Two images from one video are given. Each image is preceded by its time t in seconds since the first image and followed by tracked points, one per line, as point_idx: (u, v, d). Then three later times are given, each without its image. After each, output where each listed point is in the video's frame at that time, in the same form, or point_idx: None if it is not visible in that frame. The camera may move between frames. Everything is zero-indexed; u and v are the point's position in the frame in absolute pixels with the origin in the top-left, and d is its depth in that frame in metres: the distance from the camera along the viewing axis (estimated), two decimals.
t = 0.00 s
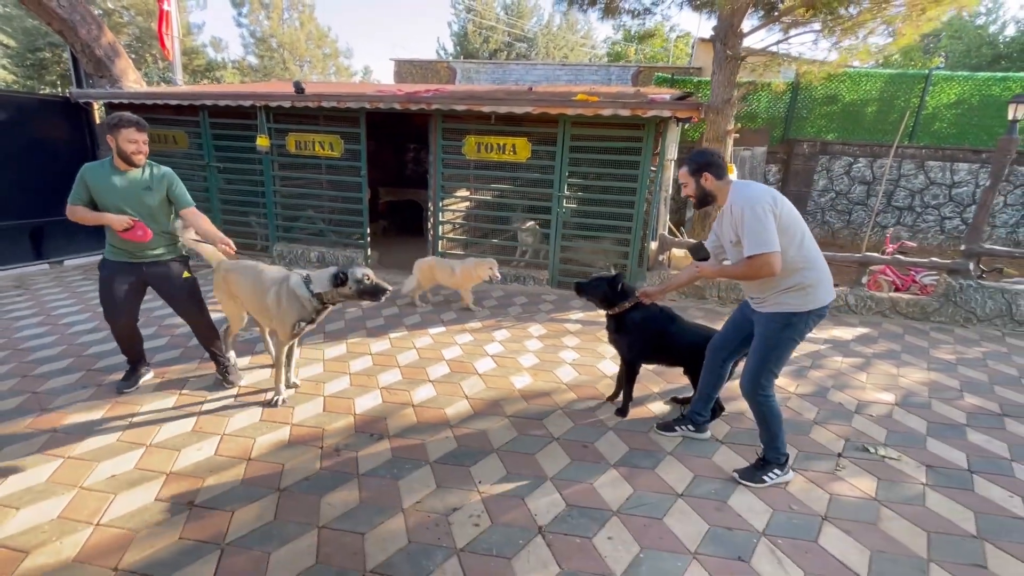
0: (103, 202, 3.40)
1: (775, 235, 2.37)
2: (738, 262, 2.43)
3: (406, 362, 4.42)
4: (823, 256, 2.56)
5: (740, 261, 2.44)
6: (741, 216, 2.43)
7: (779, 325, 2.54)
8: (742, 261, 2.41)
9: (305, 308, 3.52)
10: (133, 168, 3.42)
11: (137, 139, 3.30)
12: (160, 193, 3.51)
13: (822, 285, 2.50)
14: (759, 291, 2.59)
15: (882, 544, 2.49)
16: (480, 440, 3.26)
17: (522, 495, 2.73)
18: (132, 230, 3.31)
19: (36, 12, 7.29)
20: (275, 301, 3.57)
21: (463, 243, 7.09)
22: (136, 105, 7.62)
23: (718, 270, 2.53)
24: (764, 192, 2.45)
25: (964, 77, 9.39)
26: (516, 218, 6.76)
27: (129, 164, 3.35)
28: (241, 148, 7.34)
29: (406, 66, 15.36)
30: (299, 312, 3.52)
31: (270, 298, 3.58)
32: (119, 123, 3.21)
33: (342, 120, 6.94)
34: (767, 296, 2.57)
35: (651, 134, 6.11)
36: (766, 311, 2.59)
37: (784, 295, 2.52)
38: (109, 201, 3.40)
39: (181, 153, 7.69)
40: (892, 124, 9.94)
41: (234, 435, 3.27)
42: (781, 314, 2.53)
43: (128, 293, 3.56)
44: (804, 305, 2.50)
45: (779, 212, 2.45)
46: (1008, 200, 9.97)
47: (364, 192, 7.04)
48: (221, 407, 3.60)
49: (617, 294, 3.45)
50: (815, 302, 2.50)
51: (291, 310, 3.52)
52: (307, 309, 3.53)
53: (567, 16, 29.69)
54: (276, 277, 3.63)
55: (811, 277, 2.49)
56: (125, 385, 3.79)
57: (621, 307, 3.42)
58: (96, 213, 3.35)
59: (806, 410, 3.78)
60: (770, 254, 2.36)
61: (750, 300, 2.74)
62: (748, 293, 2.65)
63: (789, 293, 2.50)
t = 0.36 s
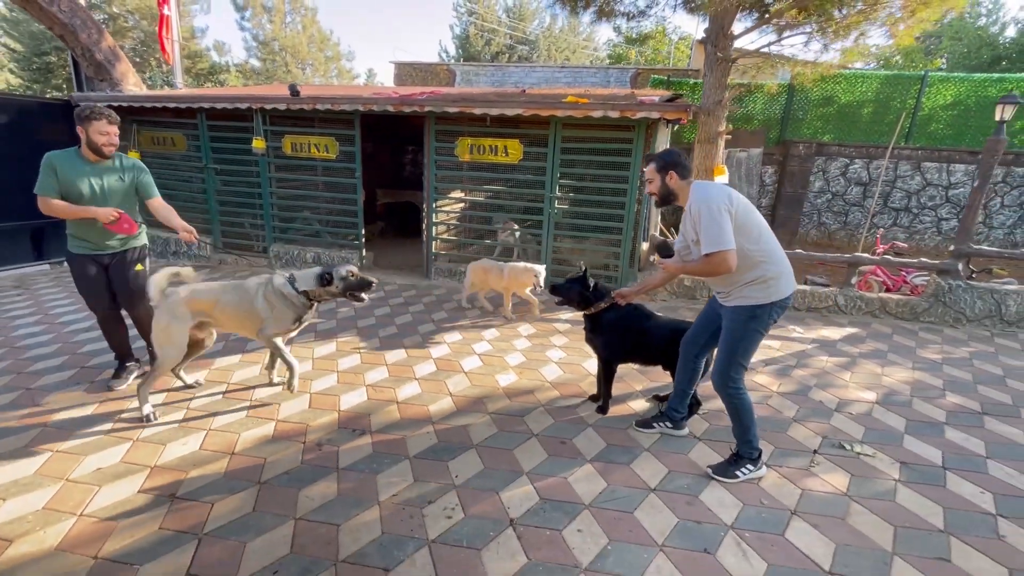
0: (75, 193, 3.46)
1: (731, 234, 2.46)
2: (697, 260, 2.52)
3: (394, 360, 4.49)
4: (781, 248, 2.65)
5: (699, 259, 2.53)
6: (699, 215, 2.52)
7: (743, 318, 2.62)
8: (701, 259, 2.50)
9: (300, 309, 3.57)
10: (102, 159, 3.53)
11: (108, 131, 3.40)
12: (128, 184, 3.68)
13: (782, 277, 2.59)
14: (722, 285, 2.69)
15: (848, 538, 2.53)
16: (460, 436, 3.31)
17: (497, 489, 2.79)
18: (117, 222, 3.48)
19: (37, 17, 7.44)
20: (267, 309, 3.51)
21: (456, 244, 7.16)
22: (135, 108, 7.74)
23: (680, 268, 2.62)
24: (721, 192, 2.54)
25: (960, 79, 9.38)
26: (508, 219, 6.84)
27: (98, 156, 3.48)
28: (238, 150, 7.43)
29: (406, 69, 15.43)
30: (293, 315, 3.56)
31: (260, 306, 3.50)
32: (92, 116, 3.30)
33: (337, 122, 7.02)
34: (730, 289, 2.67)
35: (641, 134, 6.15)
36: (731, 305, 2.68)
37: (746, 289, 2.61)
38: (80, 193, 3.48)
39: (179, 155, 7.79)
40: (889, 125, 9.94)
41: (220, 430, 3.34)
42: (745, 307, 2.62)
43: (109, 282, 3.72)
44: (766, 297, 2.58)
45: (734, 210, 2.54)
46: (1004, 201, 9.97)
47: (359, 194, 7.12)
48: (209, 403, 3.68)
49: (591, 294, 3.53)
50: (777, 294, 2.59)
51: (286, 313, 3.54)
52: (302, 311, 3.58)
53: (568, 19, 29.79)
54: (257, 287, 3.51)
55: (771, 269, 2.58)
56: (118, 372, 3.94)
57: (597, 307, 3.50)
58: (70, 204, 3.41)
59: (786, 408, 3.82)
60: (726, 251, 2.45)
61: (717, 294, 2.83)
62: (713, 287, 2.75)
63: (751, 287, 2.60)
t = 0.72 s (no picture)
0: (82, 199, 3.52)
1: (716, 234, 2.47)
2: (683, 261, 2.53)
3: (389, 359, 4.51)
4: (768, 245, 2.66)
5: (685, 260, 2.54)
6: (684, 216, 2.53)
7: (732, 316, 2.63)
8: (687, 260, 2.51)
9: (295, 310, 3.55)
10: (110, 169, 3.57)
11: (117, 144, 3.42)
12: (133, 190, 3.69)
13: (769, 273, 2.60)
14: (710, 284, 2.69)
15: (836, 535, 2.53)
16: (452, 435, 3.32)
17: (486, 487, 2.80)
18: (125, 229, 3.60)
19: (37, 18, 7.48)
20: (262, 313, 3.47)
21: (453, 244, 7.18)
22: (134, 109, 7.78)
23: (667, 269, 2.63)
24: (705, 192, 2.55)
25: (959, 78, 9.38)
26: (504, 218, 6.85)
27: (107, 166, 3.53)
28: (236, 150, 7.46)
29: (405, 70, 15.44)
30: (288, 316, 3.54)
31: (255, 311, 3.46)
32: (104, 131, 3.35)
33: (334, 123, 7.04)
34: (718, 288, 2.67)
35: (637, 134, 6.16)
36: (718, 303, 2.69)
37: (734, 287, 2.61)
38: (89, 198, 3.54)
39: (178, 156, 7.82)
40: (888, 125, 9.94)
41: (213, 429, 3.36)
42: (733, 305, 2.63)
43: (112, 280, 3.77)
44: (754, 295, 2.59)
45: (719, 210, 2.55)
46: (1003, 200, 9.95)
47: (357, 194, 7.14)
48: (204, 402, 3.70)
49: (583, 293, 3.59)
50: (765, 290, 2.60)
51: (281, 317, 3.52)
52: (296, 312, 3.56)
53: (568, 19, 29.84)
54: (251, 290, 3.50)
55: (757, 267, 2.59)
56: (115, 372, 3.96)
57: (589, 307, 3.53)
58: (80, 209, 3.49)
59: (779, 407, 3.82)
60: (712, 251, 2.46)
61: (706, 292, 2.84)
62: (701, 287, 2.76)
63: (738, 285, 2.60)
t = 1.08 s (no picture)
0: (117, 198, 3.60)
1: (729, 238, 2.44)
2: (696, 266, 2.49)
3: (391, 362, 4.47)
4: (779, 247, 2.63)
5: (698, 265, 2.50)
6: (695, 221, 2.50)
7: (744, 319, 2.59)
8: (699, 265, 2.48)
9: (298, 311, 3.53)
10: (145, 171, 3.61)
11: (150, 147, 3.49)
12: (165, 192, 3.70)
13: (781, 276, 2.58)
14: (720, 288, 2.66)
15: (846, 544, 2.49)
16: (455, 440, 3.28)
17: (490, 494, 2.77)
18: (146, 229, 3.59)
19: (38, 20, 7.46)
20: (266, 318, 3.42)
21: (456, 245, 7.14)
22: (136, 111, 7.76)
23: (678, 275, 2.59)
24: (715, 195, 2.52)
25: (964, 78, 9.31)
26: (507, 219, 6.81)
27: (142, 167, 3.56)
28: (237, 151, 7.42)
29: (407, 71, 15.42)
30: (293, 320, 3.51)
31: (262, 316, 3.41)
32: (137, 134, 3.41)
33: (336, 123, 7.01)
34: (729, 291, 2.64)
35: (640, 135, 6.12)
36: (730, 306, 2.65)
37: (746, 291, 2.58)
38: (123, 199, 3.61)
39: (179, 157, 7.80)
40: (892, 125, 9.87)
41: (214, 433, 3.33)
42: (745, 308, 2.59)
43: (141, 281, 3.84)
44: (767, 298, 2.56)
45: (729, 214, 2.53)
46: (1009, 200, 9.89)
47: (359, 195, 7.11)
48: (204, 406, 3.67)
49: (586, 307, 3.48)
50: (777, 293, 2.57)
51: (286, 320, 3.47)
52: (300, 314, 3.54)
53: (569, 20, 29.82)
54: (253, 295, 3.44)
55: (769, 269, 2.56)
56: (117, 372, 4.04)
57: (592, 319, 3.46)
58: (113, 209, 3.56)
59: (786, 411, 3.78)
60: (725, 255, 2.42)
61: (715, 296, 2.80)
62: (711, 291, 2.72)
63: (751, 288, 2.57)
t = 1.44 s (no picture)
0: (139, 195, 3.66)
1: (740, 240, 2.42)
2: (707, 267, 2.47)
3: (397, 363, 4.47)
4: (790, 247, 2.62)
5: (708, 265, 2.48)
6: (706, 222, 2.48)
7: (755, 320, 2.58)
8: (710, 266, 2.46)
9: (299, 315, 3.55)
10: (159, 163, 3.64)
11: (159, 137, 3.51)
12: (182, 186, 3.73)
13: (792, 276, 2.57)
14: (731, 289, 2.64)
15: (856, 546, 2.47)
16: (462, 441, 3.28)
17: (497, 495, 2.75)
18: (169, 229, 3.62)
19: (46, 23, 7.52)
20: (269, 323, 3.41)
21: (460, 246, 7.14)
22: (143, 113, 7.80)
23: (686, 275, 2.58)
24: (727, 196, 2.51)
25: (973, 76, 9.23)
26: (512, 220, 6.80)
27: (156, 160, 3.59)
28: (243, 153, 7.46)
29: (412, 72, 15.44)
30: (297, 324, 3.54)
31: (265, 321, 3.40)
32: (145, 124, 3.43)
33: (341, 125, 7.02)
34: (739, 292, 2.62)
35: (645, 134, 6.10)
36: (740, 307, 2.63)
37: (758, 291, 2.57)
38: (145, 196, 3.66)
39: (185, 159, 7.83)
40: (900, 124, 9.81)
41: (221, 433, 3.34)
42: (756, 308, 2.58)
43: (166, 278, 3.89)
44: (778, 298, 2.55)
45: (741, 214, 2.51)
46: (1018, 199, 9.80)
47: (364, 196, 7.12)
48: (211, 406, 3.68)
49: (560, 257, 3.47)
50: (788, 294, 2.56)
51: (290, 324, 3.50)
52: (303, 318, 3.58)
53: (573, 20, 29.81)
54: (256, 299, 3.43)
55: (781, 270, 2.55)
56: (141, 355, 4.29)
57: (563, 270, 3.46)
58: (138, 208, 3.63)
59: (793, 412, 3.75)
60: (737, 257, 2.40)
61: (724, 296, 2.78)
62: (721, 290, 2.70)
63: (762, 289, 2.55)
